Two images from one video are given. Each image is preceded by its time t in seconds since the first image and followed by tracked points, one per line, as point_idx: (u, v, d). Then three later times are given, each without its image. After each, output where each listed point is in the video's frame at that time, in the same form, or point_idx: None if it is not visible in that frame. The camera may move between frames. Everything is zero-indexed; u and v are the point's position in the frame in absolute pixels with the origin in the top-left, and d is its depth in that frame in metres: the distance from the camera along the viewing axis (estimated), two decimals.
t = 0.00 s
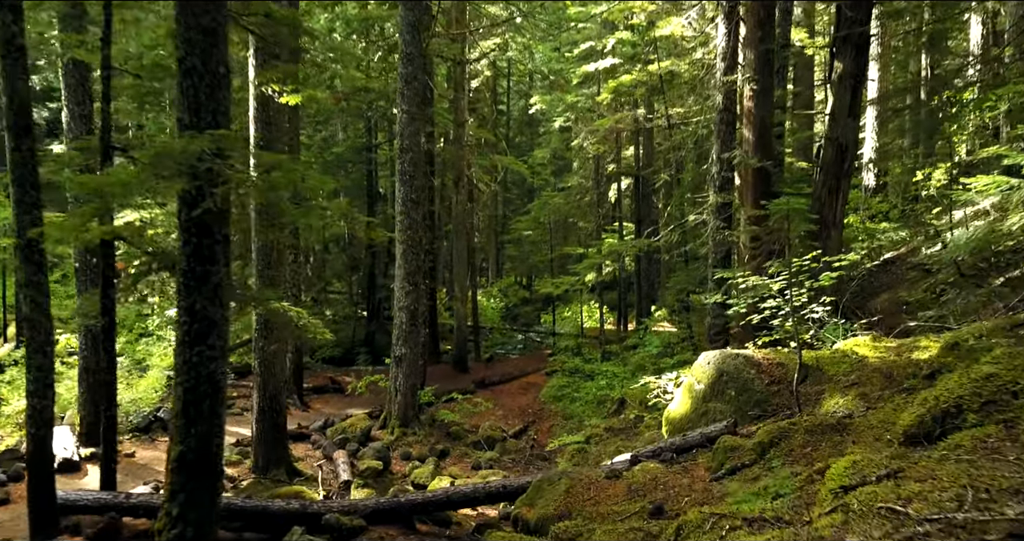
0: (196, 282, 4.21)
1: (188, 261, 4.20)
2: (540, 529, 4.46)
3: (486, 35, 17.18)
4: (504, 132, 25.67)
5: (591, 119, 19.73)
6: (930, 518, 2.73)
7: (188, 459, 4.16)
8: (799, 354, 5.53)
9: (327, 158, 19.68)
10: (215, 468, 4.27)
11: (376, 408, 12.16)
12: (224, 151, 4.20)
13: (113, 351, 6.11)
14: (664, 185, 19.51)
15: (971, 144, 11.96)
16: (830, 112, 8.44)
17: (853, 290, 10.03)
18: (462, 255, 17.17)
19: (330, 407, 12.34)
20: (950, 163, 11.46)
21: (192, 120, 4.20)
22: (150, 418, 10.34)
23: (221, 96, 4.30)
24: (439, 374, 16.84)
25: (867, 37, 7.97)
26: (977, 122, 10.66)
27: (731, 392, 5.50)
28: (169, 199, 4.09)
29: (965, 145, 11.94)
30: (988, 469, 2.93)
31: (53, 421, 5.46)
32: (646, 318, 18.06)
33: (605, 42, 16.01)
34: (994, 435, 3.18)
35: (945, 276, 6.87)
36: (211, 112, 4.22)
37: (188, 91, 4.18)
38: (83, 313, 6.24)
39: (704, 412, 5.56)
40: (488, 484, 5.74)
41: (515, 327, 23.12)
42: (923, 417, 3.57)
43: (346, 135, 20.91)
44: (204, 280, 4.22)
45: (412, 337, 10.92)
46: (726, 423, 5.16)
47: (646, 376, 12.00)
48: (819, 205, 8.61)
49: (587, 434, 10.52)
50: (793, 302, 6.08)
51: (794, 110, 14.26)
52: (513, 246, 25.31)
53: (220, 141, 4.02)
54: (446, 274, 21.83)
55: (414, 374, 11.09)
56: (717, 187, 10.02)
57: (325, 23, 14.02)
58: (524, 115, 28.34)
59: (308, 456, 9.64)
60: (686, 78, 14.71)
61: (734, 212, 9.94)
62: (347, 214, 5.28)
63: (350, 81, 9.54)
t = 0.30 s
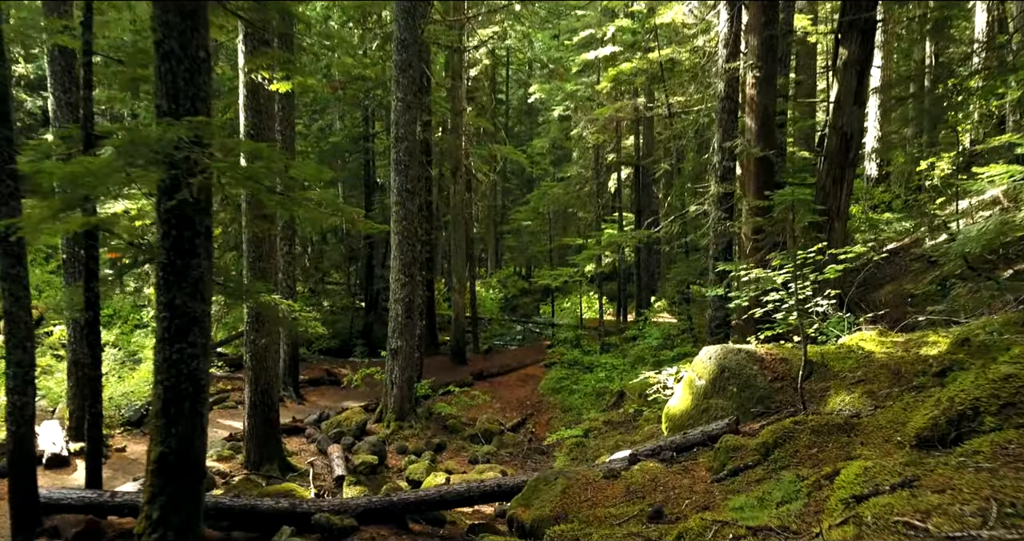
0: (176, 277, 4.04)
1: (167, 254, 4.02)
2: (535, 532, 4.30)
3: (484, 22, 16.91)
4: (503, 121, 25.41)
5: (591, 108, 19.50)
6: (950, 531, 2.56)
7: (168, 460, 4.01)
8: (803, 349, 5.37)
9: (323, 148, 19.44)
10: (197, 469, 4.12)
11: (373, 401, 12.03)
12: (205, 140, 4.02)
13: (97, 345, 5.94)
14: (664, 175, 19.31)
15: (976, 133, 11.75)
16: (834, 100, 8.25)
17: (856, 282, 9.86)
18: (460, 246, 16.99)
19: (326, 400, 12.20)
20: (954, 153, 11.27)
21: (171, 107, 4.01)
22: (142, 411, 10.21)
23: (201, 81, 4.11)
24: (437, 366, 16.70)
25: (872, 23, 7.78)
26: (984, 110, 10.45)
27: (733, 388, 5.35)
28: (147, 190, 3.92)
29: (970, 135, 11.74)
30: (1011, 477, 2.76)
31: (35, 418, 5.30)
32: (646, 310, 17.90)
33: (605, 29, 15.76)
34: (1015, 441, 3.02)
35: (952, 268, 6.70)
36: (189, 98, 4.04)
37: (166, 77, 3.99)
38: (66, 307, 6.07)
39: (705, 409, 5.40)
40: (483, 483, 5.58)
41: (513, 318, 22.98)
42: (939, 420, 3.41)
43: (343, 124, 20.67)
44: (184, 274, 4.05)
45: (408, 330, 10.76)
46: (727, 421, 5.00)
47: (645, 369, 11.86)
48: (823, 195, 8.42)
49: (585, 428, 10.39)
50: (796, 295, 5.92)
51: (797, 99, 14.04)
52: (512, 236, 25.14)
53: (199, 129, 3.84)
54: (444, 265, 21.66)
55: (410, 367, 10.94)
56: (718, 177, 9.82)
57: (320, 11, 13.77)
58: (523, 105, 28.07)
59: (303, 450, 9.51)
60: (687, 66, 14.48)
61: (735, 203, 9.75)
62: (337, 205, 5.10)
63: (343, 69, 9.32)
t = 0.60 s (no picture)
0: (154, 271, 3.86)
1: (145, 247, 3.83)
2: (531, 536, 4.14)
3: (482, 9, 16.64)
4: (502, 111, 25.14)
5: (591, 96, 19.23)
6: None
7: (148, 462, 3.84)
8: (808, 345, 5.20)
9: (319, 138, 19.19)
10: (177, 471, 3.95)
11: (369, 394, 11.87)
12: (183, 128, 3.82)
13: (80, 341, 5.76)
14: (665, 165, 19.08)
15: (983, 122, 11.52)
16: (839, 87, 8.04)
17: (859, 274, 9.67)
18: (458, 237, 16.79)
19: (322, 393, 12.06)
20: (961, 143, 11.05)
21: (147, 93, 3.82)
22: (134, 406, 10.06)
23: (179, 66, 3.91)
24: (435, 358, 16.54)
25: (879, 8, 7.56)
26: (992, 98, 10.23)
27: (735, 385, 5.18)
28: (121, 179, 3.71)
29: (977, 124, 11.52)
30: None
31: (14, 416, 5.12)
32: (646, 301, 17.72)
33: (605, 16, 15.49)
34: None
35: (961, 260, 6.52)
36: (167, 82, 3.83)
37: (142, 61, 3.79)
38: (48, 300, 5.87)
39: (707, 406, 5.24)
40: (480, 482, 5.41)
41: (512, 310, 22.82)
42: (955, 425, 3.25)
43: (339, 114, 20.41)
44: (163, 269, 3.86)
45: (404, 323, 10.59)
46: (730, 420, 4.83)
47: (645, 362, 11.70)
48: (827, 185, 8.22)
49: (584, 422, 10.24)
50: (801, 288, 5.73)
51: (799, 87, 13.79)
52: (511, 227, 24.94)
53: (176, 115, 3.64)
54: (442, 256, 21.47)
55: (406, 361, 10.77)
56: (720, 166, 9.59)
57: None
58: (522, 94, 27.78)
59: (297, 445, 9.36)
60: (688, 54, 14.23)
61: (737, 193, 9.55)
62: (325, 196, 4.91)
63: (336, 56, 9.09)
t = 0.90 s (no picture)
0: (127, 265, 3.64)
1: (117, 240, 3.62)
2: None
3: None
4: (501, 99, 24.82)
5: (591, 84, 18.94)
6: None
7: (122, 467, 3.65)
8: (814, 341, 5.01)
9: (316, 126, 18.91)
10: (155, 476, 3.77)
11: (364, 387, 11.71)
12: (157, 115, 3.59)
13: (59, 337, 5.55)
14: (665, 154, 18.83)
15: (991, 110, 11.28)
16: (845, 73, 7.80)
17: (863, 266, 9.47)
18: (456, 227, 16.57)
19: (316, 386, 11.89)
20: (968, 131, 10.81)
21: (118, 77, 3.58)
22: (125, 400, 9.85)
23: (153, 49, 3.67)
24: (432, 349, 16.37)
25: None
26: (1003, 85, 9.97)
27: (738, 383, 5.00)
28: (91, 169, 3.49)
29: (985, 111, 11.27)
30: None
31: None
32: (645, 292, 17.52)
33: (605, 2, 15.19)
34: None
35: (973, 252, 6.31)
36: (139, 66, 3.59)
37: (112, 43, 3.55)
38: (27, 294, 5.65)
39: (708, 404, 5.05)
40: (473, 483, 5.23)
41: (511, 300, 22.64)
42: (977, 432, 3.07)
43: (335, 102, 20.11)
44: (136, 263, 3.65)
45: (399, 315, 10.42)
46: (733, 419, 4.64)
47: (644, 354, 11.52)
48: (832, 175, 8.01)
49: (582, 415, 10.08)
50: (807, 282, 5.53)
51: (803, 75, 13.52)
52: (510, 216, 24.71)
53: (148, 101, 3.41)
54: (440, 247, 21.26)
55: (401, 353, 10.59)
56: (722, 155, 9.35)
57: None
58: (522, 82, 27.44)
59: (290, 439, 9.19)
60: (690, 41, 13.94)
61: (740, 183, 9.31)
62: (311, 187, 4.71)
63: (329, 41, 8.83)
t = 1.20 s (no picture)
0: (100, 262, 3.45)
1: (89, 236, 3.43)
2: None
3: None
4: (500, 89, 24.55)
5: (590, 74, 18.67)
6: None
7: (97, 473, 3.48)
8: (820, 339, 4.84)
9: (312, 116, 18.65)
10: (133, 483, 3.59)
11: (360, 382, 11.56)
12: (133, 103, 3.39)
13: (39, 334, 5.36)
14: (666, 145, 18.60)
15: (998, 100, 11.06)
16: (852, 62, 7.58)
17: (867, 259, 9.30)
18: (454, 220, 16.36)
19: (312, 380, 11.73)
20: (975, 121, 10.60)
21: (88, 63, 3.36)
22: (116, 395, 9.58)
23: (126, 32, 3.45)
24: (430, 342, 16.21)
25: None
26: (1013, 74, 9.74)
27: (741, 382, 4.83)
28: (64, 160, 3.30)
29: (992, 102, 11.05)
30: None
31: None
32: (645, 285, 17.35)
33: None
34: None
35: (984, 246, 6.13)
36: (109, 50, 3.37)
37: (81, 27, 3.34)
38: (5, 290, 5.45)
39: (710, 404, 4.88)
40: (468, 486, 5.06)
41: (510, 293, 22.49)
42: (1000, 440, 2.92)
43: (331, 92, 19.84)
44: (110, 259, 3.46)
45: (395, 309, 10.25)
46: (736, 420, 4.47)
47: (644, 348, 11.36)
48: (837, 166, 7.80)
49: (581, 411, 9.92)
50: (812, 277, 5.35)
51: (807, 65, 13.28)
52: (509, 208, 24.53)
53: (119, 88, 3.20)
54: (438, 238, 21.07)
55: (397, 347, 10.42)
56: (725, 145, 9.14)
57: None
58: (521, 72, 27.17)
59: (284, 435, 9.04)
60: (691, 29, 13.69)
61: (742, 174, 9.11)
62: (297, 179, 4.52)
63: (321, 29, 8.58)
